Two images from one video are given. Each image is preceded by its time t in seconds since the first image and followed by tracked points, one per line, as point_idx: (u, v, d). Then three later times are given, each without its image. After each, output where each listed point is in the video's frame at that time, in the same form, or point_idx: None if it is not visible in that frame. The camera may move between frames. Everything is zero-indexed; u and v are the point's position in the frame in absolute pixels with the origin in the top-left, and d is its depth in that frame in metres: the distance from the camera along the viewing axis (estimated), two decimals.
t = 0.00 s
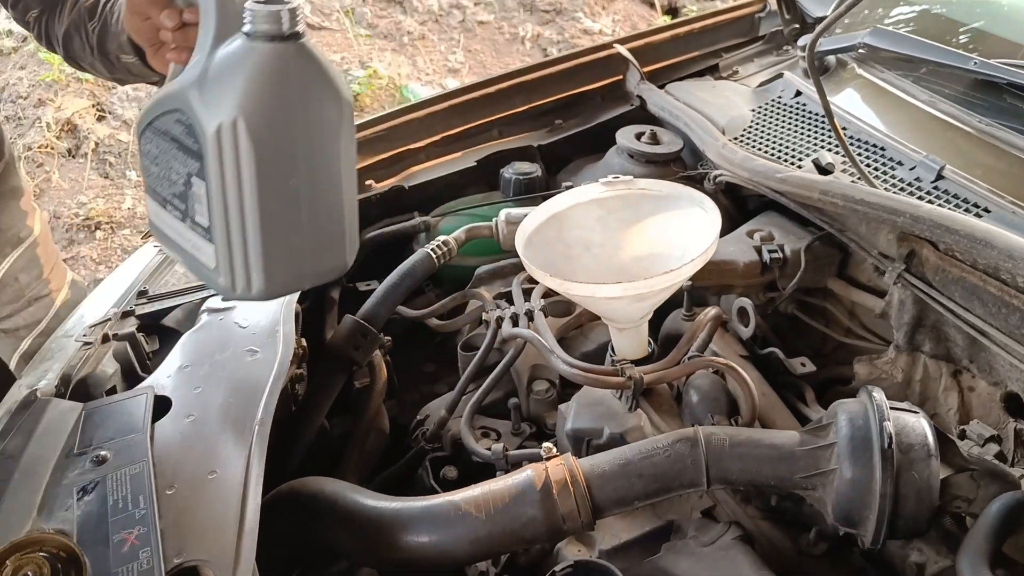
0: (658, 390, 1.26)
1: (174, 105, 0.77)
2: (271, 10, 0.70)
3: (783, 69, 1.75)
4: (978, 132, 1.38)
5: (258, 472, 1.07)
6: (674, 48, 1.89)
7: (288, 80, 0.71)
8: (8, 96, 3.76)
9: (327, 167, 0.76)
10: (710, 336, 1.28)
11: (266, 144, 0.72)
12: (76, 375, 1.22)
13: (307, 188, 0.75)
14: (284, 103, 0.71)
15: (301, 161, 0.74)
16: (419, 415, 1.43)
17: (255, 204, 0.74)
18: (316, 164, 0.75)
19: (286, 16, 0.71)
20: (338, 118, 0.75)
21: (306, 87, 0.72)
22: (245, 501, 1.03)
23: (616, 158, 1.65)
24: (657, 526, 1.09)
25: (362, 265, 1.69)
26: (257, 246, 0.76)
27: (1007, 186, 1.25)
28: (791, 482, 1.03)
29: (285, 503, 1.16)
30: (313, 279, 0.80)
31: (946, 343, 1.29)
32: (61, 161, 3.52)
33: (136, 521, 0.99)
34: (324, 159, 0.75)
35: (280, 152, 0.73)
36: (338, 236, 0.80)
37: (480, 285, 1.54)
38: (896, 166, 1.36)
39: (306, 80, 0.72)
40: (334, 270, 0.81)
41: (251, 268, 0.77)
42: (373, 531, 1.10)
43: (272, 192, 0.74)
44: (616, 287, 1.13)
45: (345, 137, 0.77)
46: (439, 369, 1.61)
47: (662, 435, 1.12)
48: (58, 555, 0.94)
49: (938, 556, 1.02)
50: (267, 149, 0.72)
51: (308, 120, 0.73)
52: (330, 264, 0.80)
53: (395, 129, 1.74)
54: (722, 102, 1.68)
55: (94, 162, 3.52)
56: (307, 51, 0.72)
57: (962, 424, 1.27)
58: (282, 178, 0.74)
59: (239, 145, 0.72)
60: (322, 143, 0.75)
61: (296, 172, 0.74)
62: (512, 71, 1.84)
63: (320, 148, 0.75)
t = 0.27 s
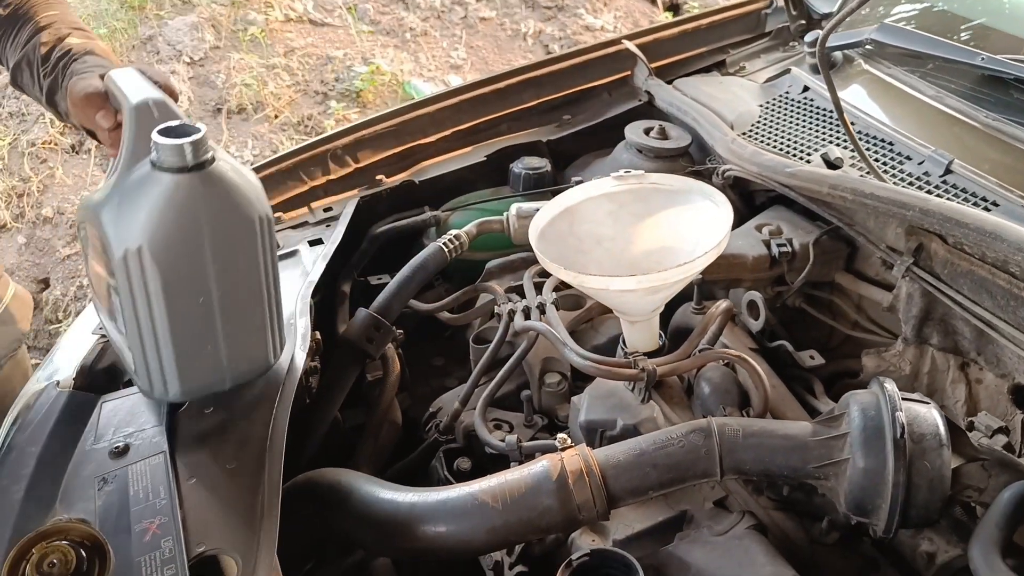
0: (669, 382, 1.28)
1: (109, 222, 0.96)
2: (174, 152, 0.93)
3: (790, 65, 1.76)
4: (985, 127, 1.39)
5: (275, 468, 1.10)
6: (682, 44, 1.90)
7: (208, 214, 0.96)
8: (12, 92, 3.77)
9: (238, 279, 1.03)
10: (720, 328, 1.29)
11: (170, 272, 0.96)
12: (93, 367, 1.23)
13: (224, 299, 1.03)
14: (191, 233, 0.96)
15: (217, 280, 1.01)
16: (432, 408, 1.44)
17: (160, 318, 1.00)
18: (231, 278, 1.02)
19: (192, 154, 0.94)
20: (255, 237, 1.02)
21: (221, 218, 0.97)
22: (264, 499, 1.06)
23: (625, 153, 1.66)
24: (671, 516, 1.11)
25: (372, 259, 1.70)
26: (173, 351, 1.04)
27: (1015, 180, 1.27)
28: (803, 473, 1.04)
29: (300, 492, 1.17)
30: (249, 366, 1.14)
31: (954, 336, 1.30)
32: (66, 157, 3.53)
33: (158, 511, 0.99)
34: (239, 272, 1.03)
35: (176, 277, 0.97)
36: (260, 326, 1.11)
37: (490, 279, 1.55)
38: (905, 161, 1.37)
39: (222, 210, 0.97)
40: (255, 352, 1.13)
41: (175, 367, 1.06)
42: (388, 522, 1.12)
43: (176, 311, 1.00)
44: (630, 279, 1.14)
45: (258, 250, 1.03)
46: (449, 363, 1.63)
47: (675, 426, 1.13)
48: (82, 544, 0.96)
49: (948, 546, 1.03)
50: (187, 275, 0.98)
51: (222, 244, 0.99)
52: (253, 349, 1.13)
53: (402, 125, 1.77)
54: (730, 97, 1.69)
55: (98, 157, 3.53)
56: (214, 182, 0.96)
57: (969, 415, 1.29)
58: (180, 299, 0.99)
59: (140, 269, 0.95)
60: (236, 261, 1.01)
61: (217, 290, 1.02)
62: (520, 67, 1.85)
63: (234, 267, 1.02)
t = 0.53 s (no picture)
0: (661, 377, 1.29)
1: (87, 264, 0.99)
2: (142, 183, 0.96)
3: (781, 62, 1.77)
4: (973, 123, 1.41)
5: (272, 458, 1.09)
6: (674, 42, 1.91)
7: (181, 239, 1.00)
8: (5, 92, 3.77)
9: (223, 297, 1.07)
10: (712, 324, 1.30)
11: (156, 301, 1.00)
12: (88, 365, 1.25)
13: (211, 320, 1.06)
14: (169, 261, 0.99)
15: (201, 302, 1.04)
16: (427, 405, 1.44)
17: (156, 349, 1.03)
18: (215, 297, 1.06)
19: (159, 183, 0.97)
20: (233, 252, 1.06)
21: (194, 241, 1.01)
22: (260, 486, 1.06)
23: (617, 150, 1.68)
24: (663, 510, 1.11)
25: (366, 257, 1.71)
26: (169, 377, 1.06)
27: (1002, 175, 1.28)
28: (794, 466, 1.05)
29: (297, 489, 1.18)
30: (248, 382, 1.16)
31: (944, 330, 1.31)
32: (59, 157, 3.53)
33: (152, 508, 1.01)
34: (222, 291, 1.06)
35: (162, 303, 1.01)
36: (254, 341, 1.14)
37: (484, 277, 1.56)
38: (894, 157, 1.38)
39: (193, 233, 1.01)
40: (253, 369, 1.16)
41: (175, 395, 1.08)
42: (383, 517, 1.12)
43: (170, 338, 1.03)
44: (622, 275, 1.15)
45: (237, 266, 1.07)
46: (444, 360, 1.64)
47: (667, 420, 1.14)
48: (79, 542, 0.91)
49: (937, 537, 1.04)
50: (171, 301, 1.01)
51: (200, 266, 1.02)
52: (251, 365, 1.15)
53: (395, 124, 1.78)
54: (722, 95, 1.70)
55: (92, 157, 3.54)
56: (183, 207, 0.99)
57: (958, 409, 1.30)
58: (170, 324, 1.02)
59: (128, 301, 0.99)
60: (216, 281, 1.05)
61: (202, 312, 1.05)
62: (512, 66, 1.86)
63: (215, 286, 1.05)
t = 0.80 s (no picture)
0: (636, 374, 1.30)
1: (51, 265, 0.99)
2: (107, 187, 0.96)
3: (756, 61, 1.78)
4: (944, 120, 1.42)
5: (244, 458, 1.10)
6: (650, 41, 1.92)
7: (146, 242, 1.00)
8: None
9: (190, 302, 1.06)
10: (686, 321, 1.31)
11: (120, 303, 1.00)
12: (62, 368, 1.25)
13: (177, 325, 1.06)
14: (135, 265, 0.99)
15: (167, 306, 1.04)
16: (403, 404, 1.45)
17: (120, 352, 1.03)
18: (182, 302, 1.05)
19: (124, 186, 0.97)
20: (201, 257, 1.05)
21: (160, 244, 1.01)
22: (231, 486, 1.06)
23: (594, 149, 1.69)
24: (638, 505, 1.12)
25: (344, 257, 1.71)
26: (132, 383, 1.06)
27: (971, 171, 1.29)
28: (764, 459, 1.06)
29: (272, 488, 1.18)
30: (216, 390, 1.15)
31: (915, 325, 1.32)
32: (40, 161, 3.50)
33: (124, 509, 1.01)
34: (188, 296, 1.06)
35: (127, 309, 1.01)
36: (221, 348, 1.13)
37: (461, 276, 1.56)
38: (865, 153, 1.39)
39: (159, 237, 1.01)
40: (221, 376, 1.15)
41: (140, 400, 1.08)
42: (358, 515, 1.12)
43: (135, 343, 1.03)
44: (594, 273, 1.16)
45: (205, 271, 1.06)
46: (422, 359, 1.64)
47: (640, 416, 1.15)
48: (47, 546, 0.89)
49: (906, 529, 1.05)
50: (136, 306, 1.01)
51: (166, 270, 1.02)
52: (218, 372, 1.14)
53: (372, 124, 1.78)
54: (698, 94, 1.71)
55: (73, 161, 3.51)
56: (148, 211, 0.99)
57: (930, 402, 1.31)
58: (136, 329, 1.02)
59: (93, 307, 0.99)
60: (182, 286, 1.05)
61: (168, 316, 1.05)
62: (489, 66, 1.87)
63: (182, 291, 1.05)
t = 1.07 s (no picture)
0: (596, 370, 1.30)
1: None
2: (51, 186, 0.95)
3: (719, 59, 1.79)
4: (903, 117, 1.42)
5: (197, 457, 1.08)
6: (615, 40, 1.93)
7: (93, 242, 0.98)
8: None
9: (140, 303, 1.04)
10: (646, 316, 1.31)
11: (67, 304, 0.98)
12: (15, 369, 1.23)
13: (127, 326, 1.04)
14: (81, 265, 0.97)
15: (116, 306, 1.02)
16: (365, 403, 1.44)
17: (68, 354, 1.01)
18: (131, 303, 1.03)
19: (69, 186, 0.96)
20: (150, 258, 1.03)
21: (108, 245, 0.99)
22: (183, 485, 1.04)
23: (558, 147, 1.69)
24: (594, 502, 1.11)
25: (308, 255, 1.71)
26: (82, 386, 1.04)
27: (925, 167, 1.31)
28: (719, 453, 1.06)
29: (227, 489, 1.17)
30: (170, 394, 1.13)
31: (873, 319, 1.32)
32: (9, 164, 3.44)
33: (74, 512, 1.00)
34: (138, 297, 1.04)
35: (74, 311, 0.99)
36: (174, 352, 1.11)
37: (424, 274, 1.55)
38: (822, 149, 1.40)
39: (106, 237, 0.99)
40: (176, 379, 1.13)
41: (91, 403, 1.06)
42: (313, 515, 1.11)
43: (84, 346, 1.01)
44: (550, 269, 1.15)
45: (156, 272, 1.04)
46: (387, 359, 1.63)
47: (596, 412, 1.15)
48: None
49: (861, 522, 1.04)
50: (84, 307, 0.99)
51: (114, 270, 1.00)
52: (172, 376, 1.12)
53: (335, 123, 1.77)
54: (660, 91, 1.72)
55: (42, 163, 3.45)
56: (95, 211, 0.98)
57: (888, 396, 1.31)
58: (84, 331, 1.00)
59: (38, 309, 0.97)
60: (132, 286, 1.03)
61: (118, 317, 1.02)
62: (453, 64, 1.86)
63: (132, 292, 1.03)
